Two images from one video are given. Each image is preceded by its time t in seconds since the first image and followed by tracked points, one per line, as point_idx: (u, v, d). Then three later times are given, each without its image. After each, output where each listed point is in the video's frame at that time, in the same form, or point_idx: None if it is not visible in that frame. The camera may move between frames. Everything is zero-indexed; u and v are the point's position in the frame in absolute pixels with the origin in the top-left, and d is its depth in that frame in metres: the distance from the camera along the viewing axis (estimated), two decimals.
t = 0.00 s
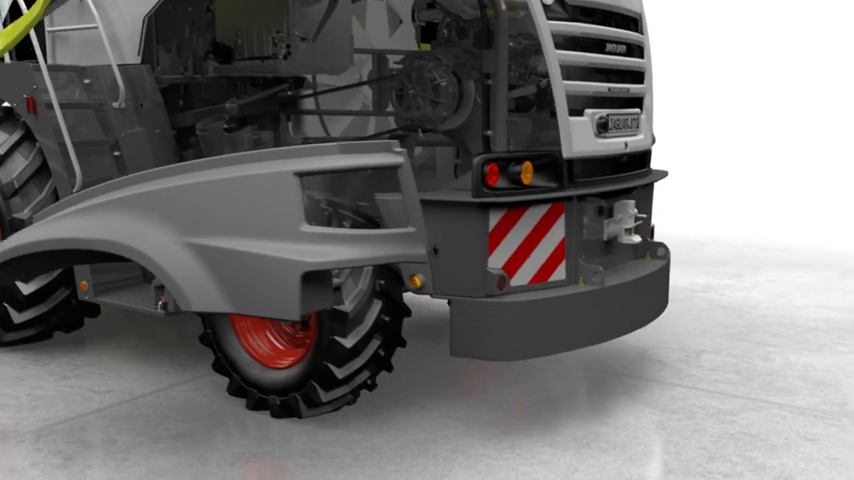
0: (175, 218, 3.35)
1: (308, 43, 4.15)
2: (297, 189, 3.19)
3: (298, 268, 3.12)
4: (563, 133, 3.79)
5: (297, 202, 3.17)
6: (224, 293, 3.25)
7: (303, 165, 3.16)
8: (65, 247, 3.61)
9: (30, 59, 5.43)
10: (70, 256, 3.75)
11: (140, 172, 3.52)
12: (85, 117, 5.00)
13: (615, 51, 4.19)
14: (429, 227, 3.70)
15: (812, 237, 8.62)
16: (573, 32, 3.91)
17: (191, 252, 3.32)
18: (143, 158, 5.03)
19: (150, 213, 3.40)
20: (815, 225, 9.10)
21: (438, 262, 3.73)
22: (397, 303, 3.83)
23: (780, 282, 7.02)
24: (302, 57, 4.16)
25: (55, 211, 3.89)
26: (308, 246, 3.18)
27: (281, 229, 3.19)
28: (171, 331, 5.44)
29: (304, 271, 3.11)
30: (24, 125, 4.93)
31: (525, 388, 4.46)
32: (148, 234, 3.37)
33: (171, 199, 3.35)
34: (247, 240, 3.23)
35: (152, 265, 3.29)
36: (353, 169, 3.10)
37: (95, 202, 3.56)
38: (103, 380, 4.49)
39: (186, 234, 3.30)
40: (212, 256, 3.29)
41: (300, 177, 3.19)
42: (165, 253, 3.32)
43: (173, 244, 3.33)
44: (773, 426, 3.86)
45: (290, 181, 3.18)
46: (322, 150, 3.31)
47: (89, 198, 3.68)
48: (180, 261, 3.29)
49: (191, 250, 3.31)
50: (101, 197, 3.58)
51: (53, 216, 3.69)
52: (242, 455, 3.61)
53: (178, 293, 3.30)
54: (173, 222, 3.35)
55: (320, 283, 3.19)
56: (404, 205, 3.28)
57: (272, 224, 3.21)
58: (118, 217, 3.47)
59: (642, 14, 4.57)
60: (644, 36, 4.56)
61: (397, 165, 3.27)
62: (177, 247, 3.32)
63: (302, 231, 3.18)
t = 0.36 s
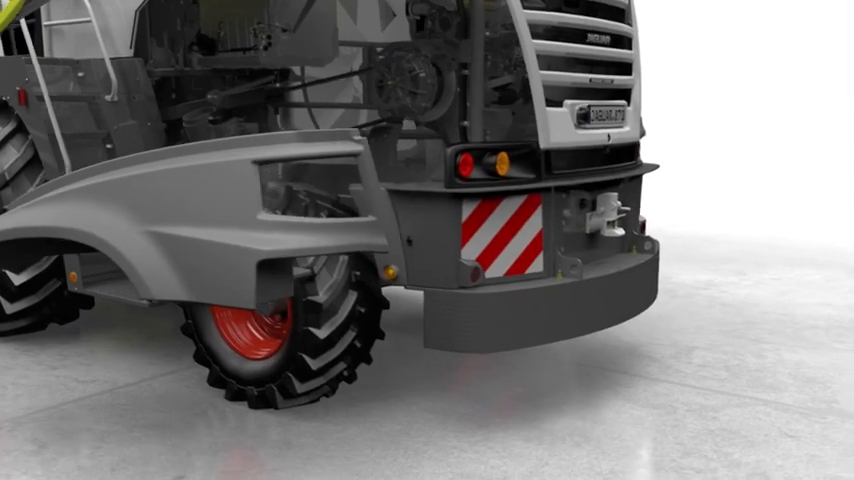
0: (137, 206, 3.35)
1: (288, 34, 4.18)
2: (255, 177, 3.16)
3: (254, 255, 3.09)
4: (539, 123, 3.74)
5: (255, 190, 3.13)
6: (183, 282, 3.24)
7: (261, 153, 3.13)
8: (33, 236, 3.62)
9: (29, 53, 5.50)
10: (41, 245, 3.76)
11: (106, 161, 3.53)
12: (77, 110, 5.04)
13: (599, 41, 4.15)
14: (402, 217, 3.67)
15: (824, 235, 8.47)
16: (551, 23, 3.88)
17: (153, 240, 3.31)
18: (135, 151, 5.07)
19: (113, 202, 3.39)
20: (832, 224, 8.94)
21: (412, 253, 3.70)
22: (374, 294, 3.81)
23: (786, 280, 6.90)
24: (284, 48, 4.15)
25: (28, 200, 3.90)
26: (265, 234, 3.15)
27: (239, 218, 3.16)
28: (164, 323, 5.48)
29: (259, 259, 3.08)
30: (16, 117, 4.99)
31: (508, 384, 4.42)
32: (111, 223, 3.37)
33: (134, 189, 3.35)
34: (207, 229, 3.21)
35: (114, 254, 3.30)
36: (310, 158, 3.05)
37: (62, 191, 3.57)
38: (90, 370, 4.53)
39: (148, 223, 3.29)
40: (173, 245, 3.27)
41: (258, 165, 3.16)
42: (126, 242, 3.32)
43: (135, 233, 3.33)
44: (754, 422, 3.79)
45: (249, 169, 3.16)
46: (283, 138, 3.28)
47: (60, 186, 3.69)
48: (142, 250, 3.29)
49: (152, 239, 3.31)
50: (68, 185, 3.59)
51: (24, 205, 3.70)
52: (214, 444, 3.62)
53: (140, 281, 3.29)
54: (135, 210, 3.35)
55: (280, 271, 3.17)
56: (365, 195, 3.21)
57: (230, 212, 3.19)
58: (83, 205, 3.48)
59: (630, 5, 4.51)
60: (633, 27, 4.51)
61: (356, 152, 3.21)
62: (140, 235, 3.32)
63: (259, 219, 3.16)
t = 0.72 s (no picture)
0: (106, 197, 3.29)
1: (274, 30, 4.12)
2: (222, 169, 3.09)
3: (220, 248, 3.03)
4: (521, 118, 3.69)
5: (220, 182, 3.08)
6: (150, 275, 3.18)
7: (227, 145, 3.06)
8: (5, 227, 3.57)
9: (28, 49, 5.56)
10: (16, 238, 3.71)
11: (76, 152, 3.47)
12: (73, 105, 5.09)
13: (584, 35, 4.11)
14: (383, 213, 3.62)
15: (834, 235, 8.35)
16: (532, 16, 3.86)
17: (121, 232, 3.26)
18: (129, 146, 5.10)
19: (82, 192, 3.34)
20: (845, 223, 8.80)
21: (396, 249, 3.64)
22: (354, 289, 3.80)
23: (791, 279, 6.80)
24: (268, 43, 4.13)
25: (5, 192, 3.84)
26: (231, 227, 3.09)
27: (203, 210, 3.11)
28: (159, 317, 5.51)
29: (224, 252, 3.04)
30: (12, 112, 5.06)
31: (495, 381, 4.38)
32: (79, 214, 3.32)
33: (102, 180, 3.29)
34: (172, 221, 3.15)
35: (83, 246, 3.26)
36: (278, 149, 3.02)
37: (33, 182, 3.52)
38: (79, 363, 4.57)
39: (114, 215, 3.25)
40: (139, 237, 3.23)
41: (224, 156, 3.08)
42: (95, 233, 3.27)
43: (103, 224, 3.28)
44: (738, 421, 3.73)
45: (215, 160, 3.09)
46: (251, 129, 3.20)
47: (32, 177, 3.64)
48: (111, 242, 3.24)
49: (120, 230, 3.25)
50: (39, 176, 3.54)
51: None
52: (191, 437, 3.63)
53: (107, 273, 3.24)
54: (104, 201, 3.30)
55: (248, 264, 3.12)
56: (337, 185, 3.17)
57: (196, 204, 3.12)
58: (52, 197, 3.42)
59: None
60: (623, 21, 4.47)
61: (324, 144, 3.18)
62: (109, 227, 3.27)
63: (225, 211, 3.09)
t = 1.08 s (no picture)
0: (80, 192, 3.36)
1: (258, 27, 4.13)
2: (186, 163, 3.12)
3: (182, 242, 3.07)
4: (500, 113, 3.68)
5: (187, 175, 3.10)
6: (119, 268, 3.24)
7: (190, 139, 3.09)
8: None
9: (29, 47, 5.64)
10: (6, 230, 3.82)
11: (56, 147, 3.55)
12: (69, 102, 5.14)
13: (568, 31, 4.10)
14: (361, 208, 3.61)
15: (844, 235, 8.23)
16: (514, 12, 3.85)
17: (93, 226, 3.33)
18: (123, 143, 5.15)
19: (60, 187, 3.42)
20: None
21: (373, 246, 3.63)
22: (334, 285, 3.80)
23: (795, 278, 6.72)
24: (253, 39, 4.14)
25: None
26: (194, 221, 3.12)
27: (169, 203, 3.13)
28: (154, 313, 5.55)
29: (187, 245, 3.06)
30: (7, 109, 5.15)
31: (480, 378, 4.37)
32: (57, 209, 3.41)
33: (77, 175, 3.36)
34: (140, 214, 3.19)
35: (57, 240, 3.34)
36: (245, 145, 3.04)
37: (17, 176, 3.61)
38: (70, 357, 4.61)
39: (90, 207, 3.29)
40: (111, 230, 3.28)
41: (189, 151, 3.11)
42: (68, 228, 3.35)
43: (77, 219, 3.35)
44: (720, 421, 3.69)
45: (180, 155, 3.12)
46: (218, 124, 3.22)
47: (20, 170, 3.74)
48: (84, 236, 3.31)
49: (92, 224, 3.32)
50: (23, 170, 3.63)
51: None
52: (170, 431, 3.65)
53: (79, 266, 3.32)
54: (77, 195, 3.36)
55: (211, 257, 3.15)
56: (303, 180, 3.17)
57: (162, 199, 3.16)
58: (34, 191, 3.52)
59: None
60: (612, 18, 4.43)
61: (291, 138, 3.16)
62: (82, 221, 3.34)
63: (189, 205, 3.12)
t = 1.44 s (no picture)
0: (54, 188, 3.37)
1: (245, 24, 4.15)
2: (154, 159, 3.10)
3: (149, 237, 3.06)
4: (479, 110, 3.67)
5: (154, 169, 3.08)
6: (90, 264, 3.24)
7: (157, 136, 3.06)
8: None
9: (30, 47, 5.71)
10: None
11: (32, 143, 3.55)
12: (65, 101, 5.19)
13: (552, 28, 4.07)
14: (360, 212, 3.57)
15: None
16: (497, 9, 3.82)
17: (66, 222, 3.33)
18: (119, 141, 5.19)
19: (33, 183, 3.43)
20: None
21: (371, 249, 3.59)
22: (316, 282, 3.81)
23: (799, 279, 6.64)
24: (239, 38, 4.15)
25: None
26: (161, 216, 3.10)
27: (137, 198, 3.13)
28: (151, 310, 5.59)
29: (156, 240, 3.07)
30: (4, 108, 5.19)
31: (471, 377, 4.37)
32: (30, 204, 3.41)
33: (50, 170, 3.36)
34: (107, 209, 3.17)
35: (30, 236, 3.35)
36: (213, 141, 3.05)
37: None
38: (62, 352, 4.66)
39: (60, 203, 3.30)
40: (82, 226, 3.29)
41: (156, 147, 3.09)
42: (41, 223, 3.36)
43: (51, 215, 3.35)
44: (702, 422, 3.65)
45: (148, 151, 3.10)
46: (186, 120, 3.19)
47: None
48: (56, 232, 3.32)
49: (64, 220, 3.32)
50: None
51: None
52: (151, 426, 3.67)
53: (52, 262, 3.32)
54: (51, 191, 3.37)
55: (181, 252, 3.14)
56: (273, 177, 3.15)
57: (130, 195, 3.15)
58: (7, 187, 3.52)
59: None
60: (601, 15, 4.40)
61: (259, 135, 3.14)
62: (55, 217, 3.34)
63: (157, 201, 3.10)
